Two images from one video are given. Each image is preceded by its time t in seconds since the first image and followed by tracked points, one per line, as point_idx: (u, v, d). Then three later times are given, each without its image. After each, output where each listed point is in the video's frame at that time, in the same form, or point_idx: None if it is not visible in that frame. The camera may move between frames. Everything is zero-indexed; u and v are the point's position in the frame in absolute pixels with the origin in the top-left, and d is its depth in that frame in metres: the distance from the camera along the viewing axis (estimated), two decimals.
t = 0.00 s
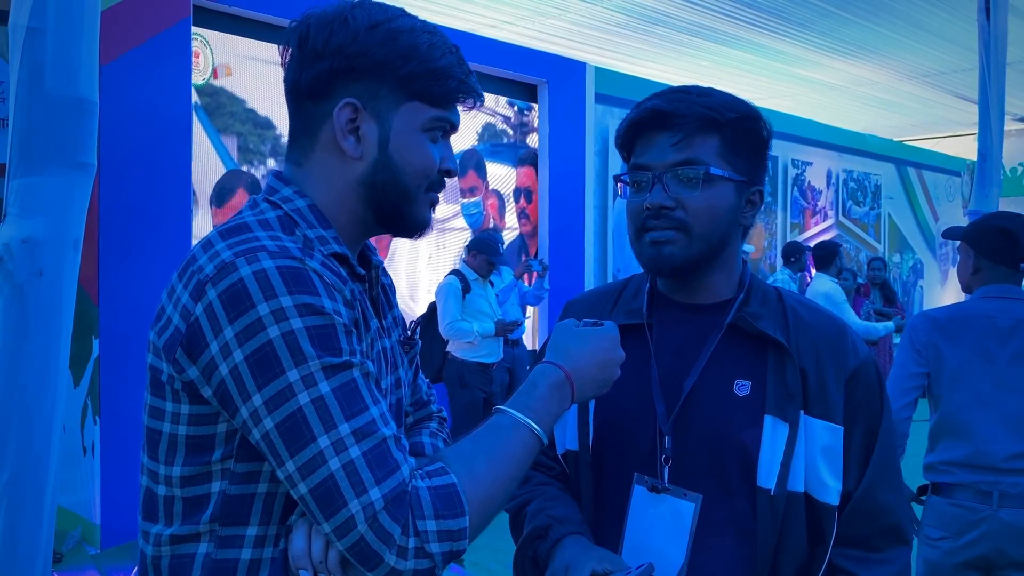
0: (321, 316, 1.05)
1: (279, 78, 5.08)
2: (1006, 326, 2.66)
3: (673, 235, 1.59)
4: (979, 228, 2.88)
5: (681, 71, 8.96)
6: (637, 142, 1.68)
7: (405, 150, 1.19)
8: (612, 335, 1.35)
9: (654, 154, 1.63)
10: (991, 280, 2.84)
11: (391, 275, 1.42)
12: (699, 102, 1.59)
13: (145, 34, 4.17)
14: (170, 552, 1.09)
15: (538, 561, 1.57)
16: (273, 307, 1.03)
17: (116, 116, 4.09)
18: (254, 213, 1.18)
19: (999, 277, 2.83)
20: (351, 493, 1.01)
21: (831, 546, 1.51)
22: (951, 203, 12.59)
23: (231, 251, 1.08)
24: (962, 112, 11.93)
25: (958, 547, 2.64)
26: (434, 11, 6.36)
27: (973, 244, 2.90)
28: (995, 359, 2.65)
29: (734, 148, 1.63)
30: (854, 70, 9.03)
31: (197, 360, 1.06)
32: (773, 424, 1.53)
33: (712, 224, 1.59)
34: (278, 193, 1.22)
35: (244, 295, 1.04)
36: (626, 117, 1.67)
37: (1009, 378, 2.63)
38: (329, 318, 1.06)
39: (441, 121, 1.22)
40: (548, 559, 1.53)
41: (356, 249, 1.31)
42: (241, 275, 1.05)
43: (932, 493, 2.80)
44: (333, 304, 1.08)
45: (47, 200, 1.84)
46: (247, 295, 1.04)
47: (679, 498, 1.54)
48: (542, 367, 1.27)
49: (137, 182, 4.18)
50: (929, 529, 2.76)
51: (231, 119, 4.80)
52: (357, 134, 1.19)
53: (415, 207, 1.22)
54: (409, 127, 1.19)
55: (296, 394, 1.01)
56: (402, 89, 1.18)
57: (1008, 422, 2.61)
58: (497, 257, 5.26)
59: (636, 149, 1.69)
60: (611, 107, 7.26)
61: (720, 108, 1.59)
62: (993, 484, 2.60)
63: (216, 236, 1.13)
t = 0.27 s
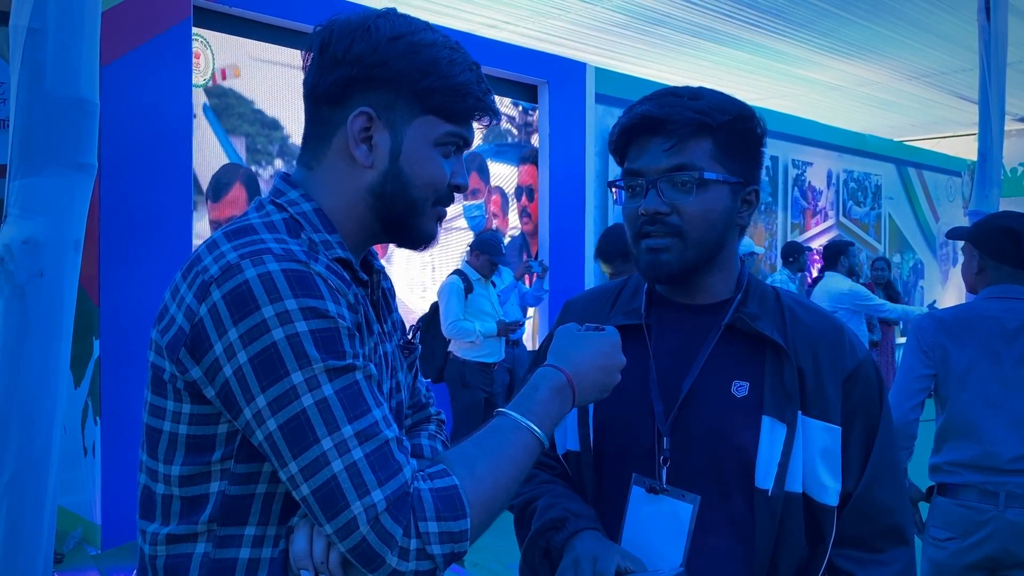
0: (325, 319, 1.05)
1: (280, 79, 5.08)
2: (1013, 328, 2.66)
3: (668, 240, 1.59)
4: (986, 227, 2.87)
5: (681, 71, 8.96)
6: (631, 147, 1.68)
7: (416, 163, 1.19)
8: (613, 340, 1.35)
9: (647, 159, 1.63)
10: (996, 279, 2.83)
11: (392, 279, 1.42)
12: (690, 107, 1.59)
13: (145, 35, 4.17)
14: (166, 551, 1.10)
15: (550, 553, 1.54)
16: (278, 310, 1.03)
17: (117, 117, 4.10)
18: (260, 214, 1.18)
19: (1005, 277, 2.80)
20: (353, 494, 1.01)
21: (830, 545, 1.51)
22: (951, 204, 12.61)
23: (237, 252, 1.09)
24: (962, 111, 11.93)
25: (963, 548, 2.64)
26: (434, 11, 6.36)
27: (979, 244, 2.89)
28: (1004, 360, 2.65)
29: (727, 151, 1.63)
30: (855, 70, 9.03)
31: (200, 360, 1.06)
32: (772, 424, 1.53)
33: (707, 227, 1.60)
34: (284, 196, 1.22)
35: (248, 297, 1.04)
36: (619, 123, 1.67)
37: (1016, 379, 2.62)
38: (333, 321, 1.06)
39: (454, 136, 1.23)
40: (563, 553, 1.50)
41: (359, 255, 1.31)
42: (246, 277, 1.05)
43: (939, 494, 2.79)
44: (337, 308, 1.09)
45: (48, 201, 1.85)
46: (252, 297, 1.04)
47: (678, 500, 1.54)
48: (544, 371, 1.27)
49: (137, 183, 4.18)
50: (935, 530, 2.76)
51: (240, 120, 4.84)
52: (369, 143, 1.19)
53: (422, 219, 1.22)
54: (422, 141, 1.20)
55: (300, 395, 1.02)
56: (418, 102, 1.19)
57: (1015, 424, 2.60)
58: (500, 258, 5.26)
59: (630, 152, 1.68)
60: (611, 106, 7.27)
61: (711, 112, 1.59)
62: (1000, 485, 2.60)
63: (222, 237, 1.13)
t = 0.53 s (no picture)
0: (324, 317, 1.06)
1: (281, 80, 5.09)
2: (1020, 329, 2.66)
3: (663, 239, 1.60)
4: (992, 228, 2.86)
5: (682, 72, 8.95)
6: (630, 146, 1.69)
7: (415, 164, 1.20)
8: (612, 333, 1.35)
9: (645, 158, 1.64)
10: (1004, 280, 2.82)
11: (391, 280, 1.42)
12: (688, 107, 1.60)
13: (146, 36, 4.18)
14: (167, 550, 1.10)
15: (557, 530, 1.53)
16: (277, 308, 1.04)
17: (118, 118, 4.10)
18: (259, 215, 1.18)
19: (1012, 277, 2.79)
20: (357, 489, 1.02)
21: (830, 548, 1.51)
22: (952, 204, 12.62)
23: (235, 252, 1.09)
24: (963, 112, 11.92)
25: (969, 549, 2.64)
26: (434, 12, 6.36)
27: (986, 244, 2.87)
28: (1009, 361, 2.65)
29: (726, 151, 1.63)
30: (855, 70, 9.03)
31: (201, 359, 1.06)
32: (771, 427, 1.53)
33: (704, 228, 1.60)
34: (284, 196, 1.22)
35: (247, 296, 1.04)
36: (620, 121, 1.68)
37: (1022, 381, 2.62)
38: (332, 319, 1.06)
39: (454, 138, 1.23)
40: (571, 528, 1.50)
41: (358, 257, 1.31)
42: (244, 276, 1.05)
43: (943, 494, 2.80)
44: (336, 306, 1.09)
45: (49, 201, 1.85)
46: (251, 296, 1.04)
47: (676, 499, 1.54)
48: (544, 364, 1.27)
49: (137, 184, 4.18)
50: (939, 530, 2.76)
51: (246, 121, 4.88)
52: (369, 144, 1.20)
53: (421, 222, 1.22)
54: (422, 143, 1.20)
55: (301, 392, 1.02)
56: (418, 104, 1.19)
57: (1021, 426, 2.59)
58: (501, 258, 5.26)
59: (628, 152, 1.70)
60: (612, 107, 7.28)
61: (709, 111, 1.60)
62: (1005, 485, 2.59)
63: (221, 237, 1.13)
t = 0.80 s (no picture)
0: (325, 315, 1.06)
1: (281, 81, 5.09)
2: None
3: (655, 239, 1.60)
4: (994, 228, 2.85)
5: (682, 73, 8.95)
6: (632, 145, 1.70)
7: (413, 165, 1.20)
8: (612, 321, 1.36)
9: (640, 159, 1.64)
10: (1007, 280, 2.82)
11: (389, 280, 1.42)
12: (682, 108, 1.61)
13: (146, 38, 4.18)
14: (168, 551, 1.10)
15: (546, 524, 1.54)
16: (278, 307, 1.04)
17: (118, 119, 4.10)
18: (258, 216, 1.18)
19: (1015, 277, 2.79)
20: (367, 482, 1.02)
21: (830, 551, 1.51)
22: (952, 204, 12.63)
23: (234, 252, 1.09)
24: (964, 112, 11.92)
25: (973, 550, 2.64)
26: (435, 14, 6.36)
27: (989, 244, 2.88)
28: (1013, 362, 2.63)
29: (724, 152, 1.63)
30: (855, 71, 9.03)
31: (202, 360, 1.06)
32: (772, 428, 1.53)
33: (696, 229, 1.60)
34: (283, 198, 1.22)
35: (248, 296, 1.04)
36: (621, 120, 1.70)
37: None
38: (332, 316, 1.07)
39: (452, 138, 1.23)
40: (557, 522, 1.51)
41: (357, 258, 1.31)
42: (244, 276, 1.05)
43: (946, 495, 2.80)
44: (336, 305, 1.09)
45: (51, 202, 1.81)
46: (251, 295, 1.04)
47: (674, 500, 1.53)
48: (546, 351, 1.27)
49: (137, 185, 4.18)
50: (942, 531, 2.76)
51: (256, 122, 4.93)
52: (367, 145, 1.20)
53: (419, 222, 1.22)
54: (419, 143, 1.20)
55: (305, 389, 1.02)
56: (415, 104, 1.19)
57: None
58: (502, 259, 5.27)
59: (630, 147, 1.71)
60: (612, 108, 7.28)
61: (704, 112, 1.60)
62: (1008, 486, 2.59)
63: (219, 238, 1.13)
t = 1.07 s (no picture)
0: (325, 320, 1.06)
1: (282, 84, 5.10)
2: None
3: (656, 239, 1.60)
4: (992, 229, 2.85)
5: (683, 74, 8.96)
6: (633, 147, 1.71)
7: (415, 168, 1.20)
8: (611, 328, 1.36)
9: (640, 162, 1.65)
10: (1006, 281, 2.81)
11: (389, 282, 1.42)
12: (681, 109, 1.61)
13: (148, 39, 4.19)
14: (165, 553, 1.10)
15: (549, 527, 1.53)
16: (278, 312, 1.04)
17: (119, 121, 4.09)
18: (258, 219, 1.19)
19: (1014, 277, 2.79)
20: (364, 488, 1.02)
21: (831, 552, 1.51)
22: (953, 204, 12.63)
23: (235, 255, 1.09)
24: (964, 113, 11.93)
25: (975, 551, 2.63)
26: (435, 15, 6.36)
27: (988, 246, 2.88)
28: (1015, 363, 2.64)
29: (724, 153, 1.63)
30: (856, 72, 9.03)
31: (201, 363, 1.06)
32: (772, 430, 1.53)
33: (698, 229, 1.60)
34: (283, 200, 1.22)
35: (248, 300, 1.04)
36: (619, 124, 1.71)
37: None
38: (332, 322, 1.07)
39: (453, 140, 1.23)
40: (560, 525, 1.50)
41: (357, 260, 1.31)
42: (244, 280, 1.05)
43: (949, 497, 2.79)
44: (336, 309, 1.09)
45: (52, 204, 1.78)
46: (252, 300, 1.04)
47: (676, 501, 1.53)
48: (545, 359, 1.28)
49: (139, 185, 4.19)
50: (944, 532, 2.75)
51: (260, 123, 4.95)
52: (368, 149, 1.20)
53: (422, 224, 1.22)
54: (420, 146, 1.20)
55: (304, 394, 1.02)
56: (416, 107, 1.19)
57: None
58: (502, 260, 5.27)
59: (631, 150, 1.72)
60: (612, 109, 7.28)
61: (703, 112, 1.60)
62: (1010, 488, 2.59)
63: (219, 240, 1.13)
